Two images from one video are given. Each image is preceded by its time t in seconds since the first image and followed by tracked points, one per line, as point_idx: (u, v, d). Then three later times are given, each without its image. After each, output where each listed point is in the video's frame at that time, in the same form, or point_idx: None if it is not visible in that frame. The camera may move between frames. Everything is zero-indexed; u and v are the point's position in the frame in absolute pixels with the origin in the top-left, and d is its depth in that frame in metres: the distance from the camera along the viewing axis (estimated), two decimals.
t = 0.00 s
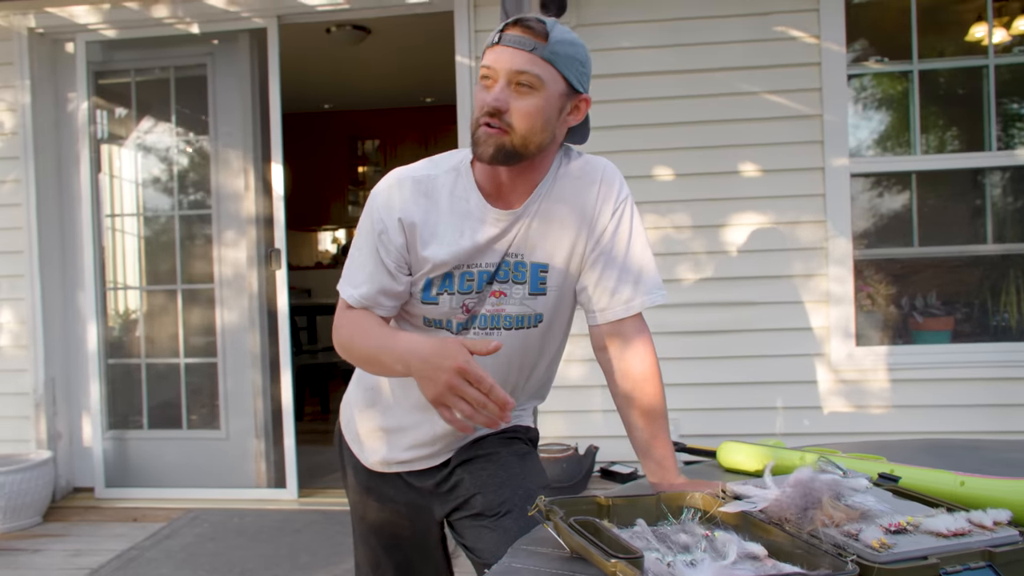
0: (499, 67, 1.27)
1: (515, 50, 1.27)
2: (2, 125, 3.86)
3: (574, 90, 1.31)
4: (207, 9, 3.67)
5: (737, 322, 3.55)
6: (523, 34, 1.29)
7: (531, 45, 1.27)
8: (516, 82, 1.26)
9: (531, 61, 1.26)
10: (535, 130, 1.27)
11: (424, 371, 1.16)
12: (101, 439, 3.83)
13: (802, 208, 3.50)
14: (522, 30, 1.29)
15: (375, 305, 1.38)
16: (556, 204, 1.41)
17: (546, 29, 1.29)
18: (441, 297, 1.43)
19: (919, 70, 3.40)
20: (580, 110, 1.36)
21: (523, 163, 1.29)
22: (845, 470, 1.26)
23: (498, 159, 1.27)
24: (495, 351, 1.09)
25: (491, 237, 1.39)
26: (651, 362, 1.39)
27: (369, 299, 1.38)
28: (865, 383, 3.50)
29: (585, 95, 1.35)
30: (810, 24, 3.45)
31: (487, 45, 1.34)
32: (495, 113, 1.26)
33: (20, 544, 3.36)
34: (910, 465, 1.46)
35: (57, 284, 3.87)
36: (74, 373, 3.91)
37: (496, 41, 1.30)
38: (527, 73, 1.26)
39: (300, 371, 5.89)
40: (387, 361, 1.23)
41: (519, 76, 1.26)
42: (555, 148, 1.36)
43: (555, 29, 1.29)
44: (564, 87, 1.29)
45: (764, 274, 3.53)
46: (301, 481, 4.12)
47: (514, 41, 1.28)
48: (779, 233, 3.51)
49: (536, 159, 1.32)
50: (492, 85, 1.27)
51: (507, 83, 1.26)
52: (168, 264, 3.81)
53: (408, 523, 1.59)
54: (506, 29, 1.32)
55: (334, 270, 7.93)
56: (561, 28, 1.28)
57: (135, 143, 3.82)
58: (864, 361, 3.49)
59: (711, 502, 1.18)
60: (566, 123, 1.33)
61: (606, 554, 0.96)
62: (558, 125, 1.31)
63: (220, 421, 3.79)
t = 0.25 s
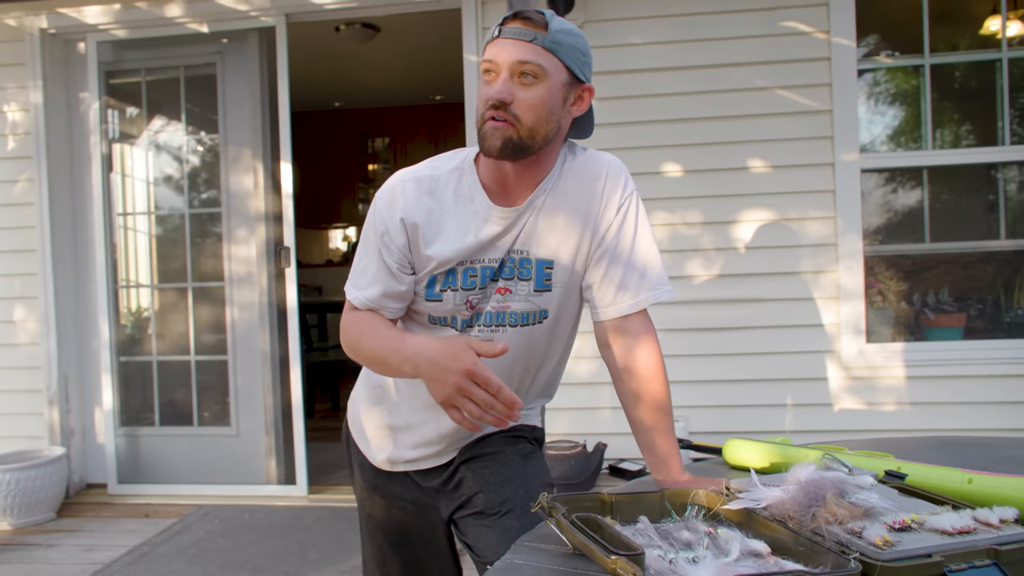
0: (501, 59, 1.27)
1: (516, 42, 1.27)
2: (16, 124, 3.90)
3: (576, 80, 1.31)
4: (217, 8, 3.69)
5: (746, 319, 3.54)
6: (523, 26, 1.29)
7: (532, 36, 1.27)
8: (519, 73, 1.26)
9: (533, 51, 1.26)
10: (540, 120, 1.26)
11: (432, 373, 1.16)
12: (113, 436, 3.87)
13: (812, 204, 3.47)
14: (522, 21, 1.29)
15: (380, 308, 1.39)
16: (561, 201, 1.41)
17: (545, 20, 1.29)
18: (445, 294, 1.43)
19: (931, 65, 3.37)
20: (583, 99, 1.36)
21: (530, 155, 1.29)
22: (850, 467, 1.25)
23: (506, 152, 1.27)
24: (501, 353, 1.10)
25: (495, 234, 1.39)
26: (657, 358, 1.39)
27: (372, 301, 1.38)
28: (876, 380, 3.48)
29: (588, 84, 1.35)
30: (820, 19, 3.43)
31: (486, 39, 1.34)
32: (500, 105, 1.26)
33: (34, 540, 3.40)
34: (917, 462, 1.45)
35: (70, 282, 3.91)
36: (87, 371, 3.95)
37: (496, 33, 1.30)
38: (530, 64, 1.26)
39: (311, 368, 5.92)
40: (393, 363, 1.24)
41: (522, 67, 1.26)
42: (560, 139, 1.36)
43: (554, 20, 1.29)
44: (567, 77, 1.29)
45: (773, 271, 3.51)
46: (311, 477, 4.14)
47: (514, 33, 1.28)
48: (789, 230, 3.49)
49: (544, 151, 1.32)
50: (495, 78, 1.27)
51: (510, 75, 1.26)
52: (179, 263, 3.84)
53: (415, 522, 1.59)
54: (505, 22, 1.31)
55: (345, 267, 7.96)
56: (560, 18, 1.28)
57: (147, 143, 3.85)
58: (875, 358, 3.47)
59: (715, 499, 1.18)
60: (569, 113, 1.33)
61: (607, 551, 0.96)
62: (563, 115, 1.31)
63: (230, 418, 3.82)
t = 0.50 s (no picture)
0: (496, 53, 1.27)
1: (511, 34, 1.27)
2: (18, 121, 3.91)
3: (574, 72, 1.31)
4: (219, 5, 3.69)
5: (748, 315, 3.53)
6: (519, 19, 1.29)
7: (527, 28, 1.27)
8: (515, 65, 1.26)
9: (528, 43, 1.26)
10: (537, 112, 1.26)
11: (435, 363, 1.16)
12: (117, 432, 3.88)
13: (815, 199, 3.46)
14: (518, 14, 1.29)
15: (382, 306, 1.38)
16: (563, 196, 1.41)
17: (541, 13, 1.29)
18: (447, 291, 1.43)
19: (935, 58, 3.35)
20: (581, 91, 1.35)
21: (529, 148, 1.28)
22: (850, 462, 1.25)
23: (503, 146, 1.26)
24: (503, 339, 1.11)
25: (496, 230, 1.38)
26: (656, 353, 1.39)
27: (374, 299, 1.37)
28: (878, 375, 3.47)
29: (586, 76, 1.35)
30: (823, 13, 3.41)
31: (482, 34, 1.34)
32: (497, 98, 1.26)
33: (39, 535, 3.42)
34: (919, 457, 1.44)
35: (74, 279, 3.92)
36: (91, 367, 3.96)
37: (491, 27, 1.30)
38: (525, 55, 1.25)
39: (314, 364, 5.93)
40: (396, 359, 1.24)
41: (518, 59, 1.26)
42: (559, 133, 1.36)
43: (549, 12, 1.29)
44: (564, 69, 1.29)
45: (775, 266, 3.50)
46: (314, 473, 4.15)
47: (509, 26, 1.28)
48: (791, 225, 3.48)
49: (542, 144, 1.31)
50: (491, 71, 1.27)
51: (506, 67, 1.26)
52: (182, 259, 3.85)
53: (416, 519, 1.58)
54: (501, 16, 1.32)
55: (348, 263, 7.97)
56: (555, 10, 1.28)
57: (149, 139, 3.86)
58: (877, 352, 3.46)
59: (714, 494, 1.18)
60: (567, 106, 1.32)
61: (605, 545, 0.96)
62: (560, 107, 1.30)
63: (233, 414, 3.83)
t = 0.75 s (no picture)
0: (497, 50, 1.27)
1: (512, 31, 1.27)
2: (18, 119, 3.91)
3: (575, 69, 1.31)
4: (219, 3, 3.68)
5: (748, 315, 3.53)
6: (520, 16, 1.29)
7: (528, 24, 1.27)
8: (516, 62, 1.26)
9: (529, 39, 1.26)
10: (538, 109, 1.26)
11: (446, 364, 1.16)
12: (115, 430, 3.88)
13: (815, 199, 3.47)
14: (519, 12, 1.29)
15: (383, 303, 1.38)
16: (566, 196, 1.40)
17: (542, 10, 1.29)
18: (449, 289, 1.42)
19: (935, 59, 3.35)
20: (582, 89, 1.35)
21: (529, 145, 1.28)
22: (850, 462, 1.26)
23: (502, 145, 1.26)
24: (516, 343, 1.11)
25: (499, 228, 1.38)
26: (657, 353, 1.39)
27: (375, 296, 1.37)
28: (877, 375, 3.47)
29: (587, 74, 1.34)
30: (823, 13, 3.41)
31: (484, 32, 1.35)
32: (498, 95, 1.26)
33: (38, 533, 3.41)
34: (917, 458, 1.45)
35: (73, 277, 3.91)
36: (90, 365, 3.96)
37: (493, 24, 1.30)
38: (526, 52, 1.25)
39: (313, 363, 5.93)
40: (403, 358, 1.23)
41: (518, 56, 1.26)
42: (560, 130, 1.36)
43: (550, 9, 1.29)
44: (565, 66, 1.29)
45: (775, 266, 3.50)
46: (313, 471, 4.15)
47: (510, 23, 1.28)
48: (791, 225, 3.48)
49: (542, 142, 1.31)
50: (492, 68, 1.27)
51: (507, 64, 1.26)
52: (182, 257, 3.85)
53: (416, 518, 1.59)
54: (503, 13, 1.32)
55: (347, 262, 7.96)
56: (556, 7, 1.28)
57: (149, 137, 3.85)
58: (876, 353, 3.46)
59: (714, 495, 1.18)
60: (568, 103, 1.32)
61: (604, 544, 0.96)
62: (561, 104, 1.30)
63: (232, 412, 3.83)
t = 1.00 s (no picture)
0: (503, 49, 1.27)
1: (518, 30, 1.27)
2: (13, 117, 3.89)
3: (580, 68, 1.31)
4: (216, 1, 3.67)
5: (745, 316, 3.54)
6: (525, 15, 1.29)
7: (534, 23, 1.27)
8: (522, 61, 1.26)
9: (535, 39, 1.26)
10: (544, 108, 1.26)
11: (488, 342, 1.12)
12: (110, 430, 3.86)
13: (812, 201, 3.47)
14: (524, 11, 1.29)
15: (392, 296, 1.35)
16: (568, 197, 1.40)
17: (548, 9, 1.29)
18: (451, 288, 1.42)
19: (932, 62, 3.36)
20: (586, 89, 1.36)
21: (535, 144, 1.28)
22: (850, 463, 1.26)
23: (509, 144, 1.26)
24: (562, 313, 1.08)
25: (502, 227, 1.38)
26: (657, 354, 1.39)
27: (385, 289, 1.34)
28: (874, 377, 3.48)
29: (591, 73, 1.35)
30: (821, 15, 3.42)
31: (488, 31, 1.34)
32: (504, 94, 1.26)
33: (32, 533, 3.39)
34: (916, 459, 1.45)
35: (68, 276, 3.90)
36: (85, 365, 3.94)
37: (498, 23, 1.30)
38: (532, 51, 1.25)
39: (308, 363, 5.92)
40: (437, 341, 1.19)
41: (524, 55, 1.26)
42: (564, 130, 1.36)
43: (555, 9, 1.29)
44: (570, 66, 1.29)
45: (772, 267, 3.51)
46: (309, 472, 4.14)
47: (516, 22, 1.28)
48: (788, 227, 3.49)
49: (547, 142, 1.31)
50: (497, 67, 1.27)
51: (513, 64, 1.26)
52: (177, 257, 3.83)
53: (416, 519, 1.58)
54: (508, 12, 1.32)
55: (343, 262, 7.95)
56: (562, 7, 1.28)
57: (144, 136, 3.84)
58: (872, 354, 3.47)
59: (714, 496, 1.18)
60: (573, 103, 1.33)
61: (607, 545, 0.96)
62: (566, 103, 1.31)
63: (227, 412, 3.81)
